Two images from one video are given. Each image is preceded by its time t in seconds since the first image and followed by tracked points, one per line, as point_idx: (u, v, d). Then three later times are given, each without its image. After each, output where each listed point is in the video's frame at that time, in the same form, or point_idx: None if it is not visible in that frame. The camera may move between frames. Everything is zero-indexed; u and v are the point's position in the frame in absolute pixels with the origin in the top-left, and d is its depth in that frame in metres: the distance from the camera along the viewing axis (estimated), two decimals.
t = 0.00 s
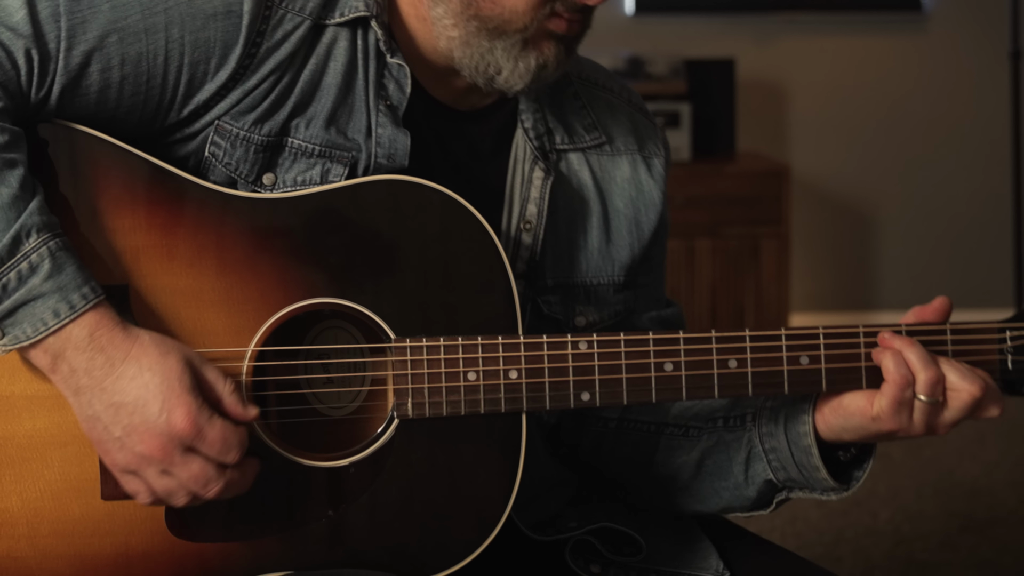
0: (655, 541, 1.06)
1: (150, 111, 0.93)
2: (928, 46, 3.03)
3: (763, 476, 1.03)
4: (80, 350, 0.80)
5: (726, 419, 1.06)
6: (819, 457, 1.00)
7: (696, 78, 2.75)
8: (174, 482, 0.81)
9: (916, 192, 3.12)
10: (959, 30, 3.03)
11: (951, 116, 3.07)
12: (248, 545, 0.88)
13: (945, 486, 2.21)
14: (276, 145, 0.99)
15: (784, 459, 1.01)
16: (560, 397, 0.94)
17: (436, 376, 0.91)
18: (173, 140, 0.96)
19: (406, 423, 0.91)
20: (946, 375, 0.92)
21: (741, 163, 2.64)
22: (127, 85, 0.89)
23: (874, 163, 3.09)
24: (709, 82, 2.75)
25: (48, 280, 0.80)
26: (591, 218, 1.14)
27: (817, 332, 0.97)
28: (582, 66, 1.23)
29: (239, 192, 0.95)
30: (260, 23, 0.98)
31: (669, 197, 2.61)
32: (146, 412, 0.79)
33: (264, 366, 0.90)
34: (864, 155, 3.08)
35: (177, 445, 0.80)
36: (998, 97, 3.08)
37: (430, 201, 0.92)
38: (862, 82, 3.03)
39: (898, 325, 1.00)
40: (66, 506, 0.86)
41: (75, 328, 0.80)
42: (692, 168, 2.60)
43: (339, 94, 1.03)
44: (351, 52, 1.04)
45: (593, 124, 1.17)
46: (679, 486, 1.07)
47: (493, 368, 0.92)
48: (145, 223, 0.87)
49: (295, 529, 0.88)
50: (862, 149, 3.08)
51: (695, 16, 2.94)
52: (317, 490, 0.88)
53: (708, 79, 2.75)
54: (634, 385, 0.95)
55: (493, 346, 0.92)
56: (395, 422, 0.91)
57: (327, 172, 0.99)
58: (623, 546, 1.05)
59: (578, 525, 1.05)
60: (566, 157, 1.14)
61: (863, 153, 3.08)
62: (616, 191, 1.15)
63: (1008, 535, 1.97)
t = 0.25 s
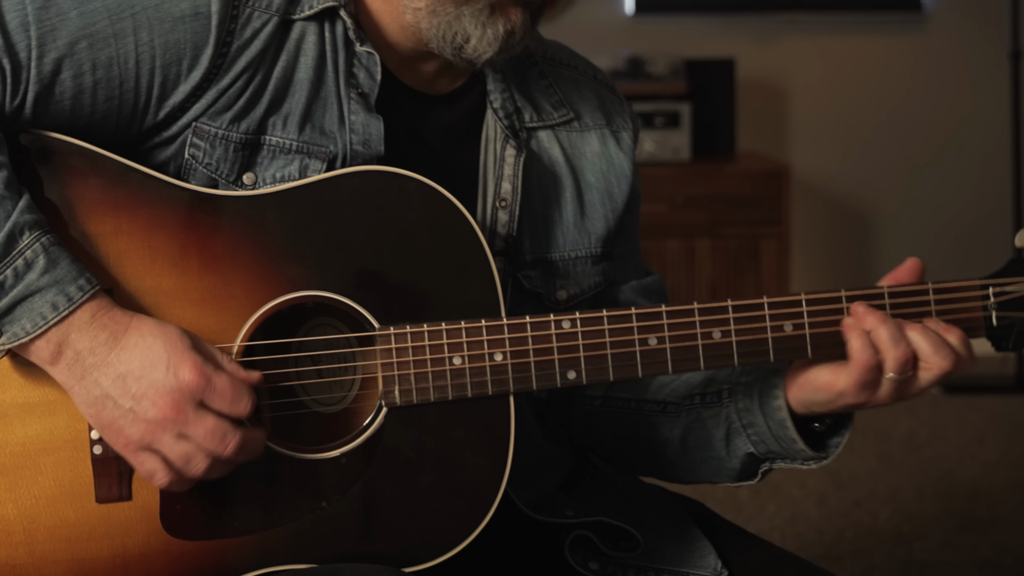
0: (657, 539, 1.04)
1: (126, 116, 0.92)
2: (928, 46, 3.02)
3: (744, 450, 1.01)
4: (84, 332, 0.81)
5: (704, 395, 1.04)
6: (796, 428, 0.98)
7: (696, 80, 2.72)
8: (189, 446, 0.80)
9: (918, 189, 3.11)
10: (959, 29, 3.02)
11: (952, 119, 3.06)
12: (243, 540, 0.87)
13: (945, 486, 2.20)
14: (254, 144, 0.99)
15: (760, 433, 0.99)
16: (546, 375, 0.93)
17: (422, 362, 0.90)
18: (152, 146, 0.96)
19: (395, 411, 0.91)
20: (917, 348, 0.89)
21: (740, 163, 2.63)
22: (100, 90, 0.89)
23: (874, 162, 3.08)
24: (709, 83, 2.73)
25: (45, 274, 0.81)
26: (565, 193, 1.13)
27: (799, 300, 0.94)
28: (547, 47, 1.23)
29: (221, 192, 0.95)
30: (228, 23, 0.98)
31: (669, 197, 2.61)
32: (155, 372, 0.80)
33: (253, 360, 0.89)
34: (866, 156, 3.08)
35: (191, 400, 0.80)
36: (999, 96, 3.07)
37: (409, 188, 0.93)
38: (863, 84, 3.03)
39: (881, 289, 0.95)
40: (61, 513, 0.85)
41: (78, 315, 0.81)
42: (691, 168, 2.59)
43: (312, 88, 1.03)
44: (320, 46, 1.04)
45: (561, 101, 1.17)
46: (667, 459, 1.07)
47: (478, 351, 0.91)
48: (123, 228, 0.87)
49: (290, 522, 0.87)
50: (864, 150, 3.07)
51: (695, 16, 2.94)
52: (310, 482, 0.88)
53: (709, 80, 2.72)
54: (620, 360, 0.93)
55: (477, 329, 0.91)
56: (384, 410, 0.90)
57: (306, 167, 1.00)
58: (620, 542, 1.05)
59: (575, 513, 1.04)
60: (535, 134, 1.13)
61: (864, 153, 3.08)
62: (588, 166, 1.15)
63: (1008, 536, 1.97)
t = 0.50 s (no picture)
0: (651, 539, 1.03)
1: (95, 123, 0.92)
2: (928, 47, 3.01)
3: (735, 444, 0.99)
4: (54, 339, 0.81)
5: (691, 392, 1.02)
6: (785, 420, 0.96)
7: (696, 80, 2.71)
8: (149, 461, 0.80)
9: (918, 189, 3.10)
10: (959, 31, 3.01)
11: (950, 117, 3.06)
12: (229, 538, 0.86)
13: (945, 486, 2.19)
14: (226, 143, 0.99)
15: (750, 427, 0.97)
16: (523, 360, 0.90)
17: (398, 351, 0.89)
18: (125, 151, 0.96)
19: (373, 402, 0.90)
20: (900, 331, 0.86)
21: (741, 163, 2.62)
22: (67, 97, 0.89)
23: (873, 162, 3.08)
24: (709, 83, 2.72)
25: (14, 283, 0.81)
26: (544, 187, 1.13)
27: (776, 271, 0.90)
28: (526, 42, 1.22)
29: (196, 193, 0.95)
30: (194, 25, 0.97)
31: (669, 197, 2.60)
32: (121, 384, 0.80)
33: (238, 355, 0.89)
34: (864, 156, 3.07)
35: (157, 414, 0.80)
36: (999, 96, 3.06)
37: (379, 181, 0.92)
38: (862, 85, 3.02)
39: (859, 257, 0.91)
40: (48, 518, 0.84)
41: (50, 322, 0.82)
42: (691, 168, 2.58)
43: (283, 85, 1.02)
44: (290, 42, 1.03)
45: (538, 95, 1.16)
46: (658, 457, 1.05)
47: (453, 337, 0.89)
48: (94, 236, 0.87)
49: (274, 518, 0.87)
50: (861, 150, 3.07)
51: (695, 16, 2.93)
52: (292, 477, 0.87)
53: (709, 80, 2.71)
54: (597, 341, 0.91)
55: (451, 316, 0.89)
56: (362, 401, 0.89)
57: (279, 162, 0.99)
58: (618, 539, 1.04)
59: (572, 508, 1.03)
60: (513, 129, 1.13)
61: (864, 154, 3.07)
62: (567, 160, 1.14)
63: (1008, 535, 1.96)
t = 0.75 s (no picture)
0: (651, 539, 1.02)
1: (74, 134, 0.92)
2: (928, 47, 3.01)
3: (754, 441, 0.98)
4: (36, 347, 0.82)
5: (707, 391, 1.01)
6: (801, 415, 0.95)
7: (696, 80, 2.70)
8: (150, 445, 0.79)
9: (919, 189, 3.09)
10: (958, 31, 3.00)
11: (950, 115, 3.05)
12: (218, 544, 0.85)
13: (945, 486, 2.18)
14: (206, 149, 0.99)
15: (768, 424, 0.96)
16: (507, 357, 0.90)
17: (381, 353, 0.88)
18: (106, 160, 0.96)
19: (359, 404, 0.89)
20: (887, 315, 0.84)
21: (741, 163, 2.61)
22: (44, 109, 0.89)
23: (874, 162, 3.07)
24: (710, 83, 2.71)
25: None
26: (535, 184, 1.12)
27: (760, 259, 0.89)
28: (514, 35, 1.21)
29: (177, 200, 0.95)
30: (171, 31, 0.97)
31: (669, 198, 2.60)
32: (106, 376, 0.80)
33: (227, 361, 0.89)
34: (865, 156, 3.07)
35: (146, 398, 0.80)
36: (999, 96, 3.05)
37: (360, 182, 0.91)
38: (862, 86, 3.01)
39: (844, 244, 0.89)
40: (39, 530, 0.84)
41: (32, 332, 0.82)
42: (692, 168, 2.58)
43: (262, 89, 1.01)
44: (269, 46, 1.02)
45: (528, 90, 1.15)
46: (678, 455, 1.04)
47: (436, 337, 0.89)
48: (76, 244, 0.87)
49: (264, 522, 0.86)
50: (861, 150, 3.06)
51: (696, 17, 2.93)
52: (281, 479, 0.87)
53: (709, 81, 2.71)
54: (581, 336, 0.90)
55: (435, 315, 0.89)
56: (348, 404, 0.89)
57: (260, 167, 0.99)
58: (617, 540, 1.03)
59: (574, 509, 1.03)
60: (502, 126, 1.12)
61: (864, 154, 3.07)
62: (558, 155, 1.13)
63: (1009, 535, 1.95)
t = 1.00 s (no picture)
0: (651, 538, 1.02)
1: (69, 142, 0.92)
2: (927, 47, 3.01)
3: (750, 437, 0.98)
4: (37, 362, 0.82)
5: (702, 388, 1.01)
6: (791, 410, 0.95)
7: (696, 80, 2.70)
8: (146, 468, 0.80)
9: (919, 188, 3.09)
10: (958, 29, 3.00)
11: (950, 115, 3.05)
12: (223, 551, 0.85)
13: (945, 486, 2.18)
14: (202, 153, 0.99)
15: (761, 419, 0.96)
16: (511, 361, 0.90)
17: (384, 357, 0.88)
18: (102, 167, 0.96)
19: (363, 409, 0.89)
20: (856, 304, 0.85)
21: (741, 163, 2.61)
22: (40, 117, 0.89)
23: (874, 162, 3.07)
24: (709, 84, 2.71)
25: None
26: (534, 182, 1.12)
27: (761, 260, 0.90)
28: (510, 30, 1.21)
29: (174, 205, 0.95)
30: (166, 38, 0.96)
31: (669, 197, 2.60)
32: (106, 396, 0.80)
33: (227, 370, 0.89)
34: (865, 156, 3.07)
35: (146, 419, 0.80)
36: (999, 95, 3.05)
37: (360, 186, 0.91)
38: (862, 86, 3.01)
39: (844, 243, 0.89)
40: (42, 540, 0.84)
41: (32, 347, 0.82)
42: (692, 168, 2.58)
43: (257, 93, 1.01)
44: (265, 50, 1.02)
45: (525, 87, 1.15)
46: (681, 451, 1.04)
47: (439, 341, 0.89)
48: (75, 254, 0.87)
49: (267, 529, 0.86)
50: (861, 150, 3.06)
51: (695, 16, 2.92)
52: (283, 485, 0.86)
53: (709, 81, 2.71)
54: (584, 340, 0.90)
55: (437, 320, 0.88)
56: (351, 410, 0.89)
57: (256, 171, 0.99)
58: (618, 540, 1.04)
59: (574, 509, 1.03)
60: (500, 124, 1.12)
61: (864, 154, 3.06)
62: (556, 152, 1.13)
63: (1009, 535, 1.95)
